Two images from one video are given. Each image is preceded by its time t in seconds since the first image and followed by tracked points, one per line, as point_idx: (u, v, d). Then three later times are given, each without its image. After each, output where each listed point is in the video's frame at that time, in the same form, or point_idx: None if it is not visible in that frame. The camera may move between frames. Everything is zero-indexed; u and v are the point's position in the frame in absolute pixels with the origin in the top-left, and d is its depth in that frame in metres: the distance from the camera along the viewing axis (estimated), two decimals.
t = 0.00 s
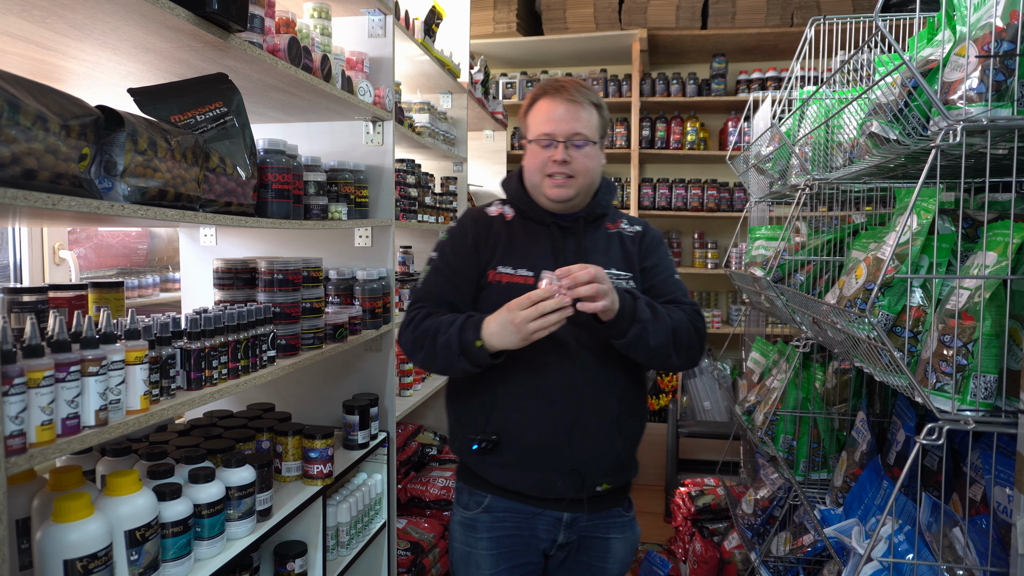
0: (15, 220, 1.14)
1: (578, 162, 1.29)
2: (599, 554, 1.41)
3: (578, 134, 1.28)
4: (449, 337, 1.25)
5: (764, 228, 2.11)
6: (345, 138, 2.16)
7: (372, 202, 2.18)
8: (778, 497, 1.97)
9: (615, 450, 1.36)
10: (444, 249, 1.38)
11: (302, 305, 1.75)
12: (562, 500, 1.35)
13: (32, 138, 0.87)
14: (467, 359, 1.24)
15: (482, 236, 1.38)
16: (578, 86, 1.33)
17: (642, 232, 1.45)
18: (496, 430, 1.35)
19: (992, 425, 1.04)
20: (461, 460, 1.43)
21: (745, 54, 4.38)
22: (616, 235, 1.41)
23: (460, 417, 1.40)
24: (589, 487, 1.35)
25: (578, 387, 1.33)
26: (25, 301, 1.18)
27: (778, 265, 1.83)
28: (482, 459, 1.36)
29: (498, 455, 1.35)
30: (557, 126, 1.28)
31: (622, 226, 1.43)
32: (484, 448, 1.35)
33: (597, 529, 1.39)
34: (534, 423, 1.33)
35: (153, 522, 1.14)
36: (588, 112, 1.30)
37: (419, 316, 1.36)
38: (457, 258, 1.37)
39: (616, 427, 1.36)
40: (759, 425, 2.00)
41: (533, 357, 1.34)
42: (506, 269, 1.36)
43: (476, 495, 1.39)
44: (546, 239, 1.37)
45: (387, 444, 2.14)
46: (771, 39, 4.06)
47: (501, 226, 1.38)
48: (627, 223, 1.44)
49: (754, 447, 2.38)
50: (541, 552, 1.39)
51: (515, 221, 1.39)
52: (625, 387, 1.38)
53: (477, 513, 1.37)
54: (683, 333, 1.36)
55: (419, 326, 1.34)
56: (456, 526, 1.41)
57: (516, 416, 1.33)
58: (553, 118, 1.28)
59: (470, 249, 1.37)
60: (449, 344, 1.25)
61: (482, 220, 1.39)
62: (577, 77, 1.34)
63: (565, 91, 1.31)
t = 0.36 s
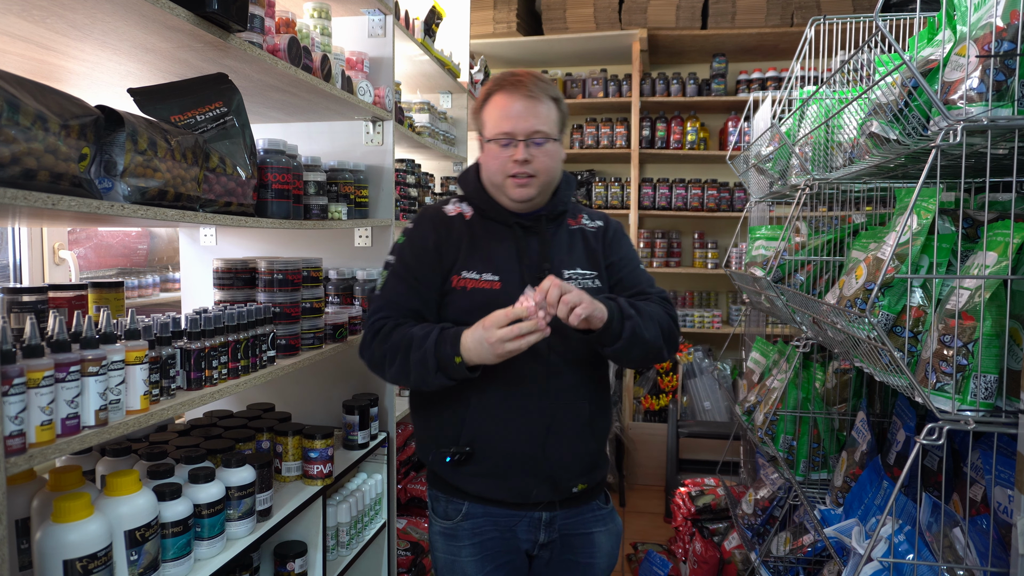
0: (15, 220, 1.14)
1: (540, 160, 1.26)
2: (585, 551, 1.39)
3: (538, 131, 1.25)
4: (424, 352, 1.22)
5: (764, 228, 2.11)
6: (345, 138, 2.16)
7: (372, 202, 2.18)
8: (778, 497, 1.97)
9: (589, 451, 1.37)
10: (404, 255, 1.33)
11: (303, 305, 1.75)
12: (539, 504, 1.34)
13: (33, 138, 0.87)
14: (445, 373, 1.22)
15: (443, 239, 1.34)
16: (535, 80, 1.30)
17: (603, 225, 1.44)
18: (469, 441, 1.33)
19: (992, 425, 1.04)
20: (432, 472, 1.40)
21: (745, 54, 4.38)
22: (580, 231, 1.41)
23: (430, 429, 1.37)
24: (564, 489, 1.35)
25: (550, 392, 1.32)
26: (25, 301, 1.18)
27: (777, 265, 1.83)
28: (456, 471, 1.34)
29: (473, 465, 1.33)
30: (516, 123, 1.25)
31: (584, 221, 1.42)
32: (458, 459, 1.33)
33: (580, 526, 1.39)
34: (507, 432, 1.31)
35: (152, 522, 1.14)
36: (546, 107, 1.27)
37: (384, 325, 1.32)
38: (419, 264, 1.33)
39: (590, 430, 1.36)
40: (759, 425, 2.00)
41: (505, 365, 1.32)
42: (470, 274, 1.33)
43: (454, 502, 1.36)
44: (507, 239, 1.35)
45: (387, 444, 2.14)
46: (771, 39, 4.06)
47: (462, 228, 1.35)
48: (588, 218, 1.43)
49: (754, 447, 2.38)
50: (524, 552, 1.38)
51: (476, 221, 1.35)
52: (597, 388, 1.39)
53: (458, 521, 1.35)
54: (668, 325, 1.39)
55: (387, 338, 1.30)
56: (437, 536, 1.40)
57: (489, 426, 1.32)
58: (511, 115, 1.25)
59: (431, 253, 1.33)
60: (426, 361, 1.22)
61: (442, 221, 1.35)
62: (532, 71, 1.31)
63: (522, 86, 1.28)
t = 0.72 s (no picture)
0: (14, 220, 1.14)
1: (521, 158, 1.33)
2: (598, 544, 1.43)
3: (516, 129, 1.31)
4: (435, 368, 1.22)
5: (764, 228, 2.11)
6: (346, 138, 2.16)
7: (372, 202, 2.18)
8: (778, 497, 1.97)
9: (589, 447, 1.41)
10: (397, 261, 1.37)
11: (303, 305, 1.75)
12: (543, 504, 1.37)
13: (32, 138, 0.87)
14: (454, 387, 1.22)
15: (434, 243, 1.39)
16: (507, 76, 1.35)
17: (589, 221, 1.53)
18: (473, 448, 1.35)
19: (992, 425, 1.03)
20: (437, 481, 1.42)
21: (745, 54, 4.37)
22: (567, 227, 1.49)
23: (432, 439, 1.39)
24: (568, 487, 1.38)
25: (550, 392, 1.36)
26: (25, 301, 1.18)
27: (777, 265, 1.83)
28: (462, 477, 1.36)
29: (478, 471, 1.35)
30: (493, 122, 1.31)
31: (570, 217, 1.50)
32: (463, 467, 1.35)
33: (592, 518, 1.43)
34: (510, 436, 1.34)
35: (153, 522, 1.14)
36: (522, 102, 1.33)
37: (383, 337, 1.31)
38: (412, 268, 1.37)
39: (590, 427, 1.41)
40: (759, 425, 2.00)
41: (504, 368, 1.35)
42: (464, 279, 1.37)
43: (459, 506, 1.39)
44: (497, 238, 1.41)
45: (387, 444, 2.14)
46: (771, 39, 4.06)
47: (452, 232, 1.40)
48: (574, 213, 1.51)
49: (754, 447, 2.38)
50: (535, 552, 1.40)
51: (464, 222, 1.42)
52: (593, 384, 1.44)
53: (463, 525, 1.38)
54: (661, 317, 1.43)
55: (388, 351, 1.29)
56: (443, 540, 1.43)
57: (492, 432, 1.34)
58: (488, 115, 1.31)
59: (424, 257, 1.37)
60: (435, 376, 1.22)
61: (430, 225, 1.40)
62: (505, 66, 1.36)
63: (496, 84, 1.33)
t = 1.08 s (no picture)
0: (15, 220, 1.14)
1: (561, 157, 1.27)
2: (612, 558, 1.42)
3: (559, 128, 1.26)
4: (462, 360, 1.20)
5: (764, 228, 2.11)
6: (345, 138, 2.16)
7: (372, 202, 2.18)
8: (778, 497, 1.97)
9: (621, 450, 1.37)
10: (426, 258, 1.31)
11: (302, 305, 1.75)
12: (571, 507, 1.34)
13: (32, 138, 0.87)
14: (481, 380, 1.21)
15: (465, 242, 1.33)
16: (553, 78, 1.31)
17: (621, 226, 1.46)
18: (503, 445, 1.32)
19: (992, 425, 1.03)
20: (462, 478, 1.39)
21: (745, 54, 4.38)
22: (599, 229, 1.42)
23: (460, 435, 1.36)
24: (598, 491, 1.35)
25: (582, 391, 1.33)
26: (25, 301, 1.18)
27: (777, 265, 1.83)
28: (489, 475, 1.33)
29: (506, 470, 1.32)
30: (536, 120, 1.25)
31: (603, 221, 1.44)
32: (492, 464, 1.32)
33: (611, 532, 1.40)
34: (541, 434, 1.30)
35: (153, 522, 1.14)
36: (565, 104, 1.28)
37: (410, 330, 1.28)
38: (442, 267, 1.31)
39: (622, 429, 1.36)
40: (759, 425, 2.00)
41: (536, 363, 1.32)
42: (495, 274, 1.32)
43: (484, 509, 1.36)
44: (530, 237, 1.35)
45: (387, 444, 2.14)
46: (771, 39, 4.06)
47: (483, 229, 1.34)
48: (606, 217, 1.45)
49: (754, 447, 2.38)
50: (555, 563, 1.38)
51: (497, 222, 1.35)
52: (625, 384, 1.40)
53: (487, 529, 1.35)
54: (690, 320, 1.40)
55: (415, 346, 1.26)
56: (464, 543, 1.39)
57: (523, 429, 1.31)
58: (531, 112, 1.26)
59: (455, 255, 1.31)
60: (463, 368, 1.20)
61: (462, 224, 1.34)
62: (551, 70, 1.32)
63: (540, 84, 1.29)
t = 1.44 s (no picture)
0: (14, 220, 1.14)
1: (599, 158, 1.33)
2: (628, 560, 1.46)
3: (598, 129, 1.33)
4: (493, 346, 1.23)
5: (764, 228, 2.11)
6: (345, 138, 2.16)
7: (372, 202, 2.18)
8: (778, 497, 1.97)
9: (651, 453, 1.41)
10: (463, 255, 1.38)
11: (302, 305, 1.75)
12: (601, 508, 1.38)
13: (32, 138, 0.87)
14: (512, 365, 1.23)
15: (502, 240, 1.40)
16: (596, 82, 1.39)
17: (655, 234, 1.55)
18: (535, 443, 1.35)
19: (992, 425, 1.04)
20: (491, 476, 1.41)
21: (745, 54, 4.38)
22: (634, 235, 1.50)
23: (492, 433, 1.39)
24: (626, 492, 1.39)
25: (616, 394, 1.37)
26: (25, 301, 1.18)
27: (777, 265, 1.83)
28: (520, 474, 1.36)
29: (537, 468, 1.36)
30: (577, 120, 1.33)
31: (638, 228, 1.52)
32: (524, 462, 1.34)
33: (630, 534, 1.44)
34: (574, 433, 1.35)
35: (153, 522, 1.14)
36: (607, 107, 1.36)
37: (446, 320, 1.34)
38: (477, 262, 1.38)
39: (652, 431, 1.41)
40: (759, 425, 2.00)
41: (568, 362, 1.36)
42: (532, 273, 1.37)
43: (510, 506, 1.39)
44: (567, 239, 1.40)
45: (387, 444, 2.14)
46: (771, 39, 4.06)
47: (520, 229, 1.40)
48: (642, 225, 1.53)
49: (754, 447, 2.38)
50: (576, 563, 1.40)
51: (535, 223, 1.42)
52: (655, 388, 1.43)
53: (511, 526, 1.39)
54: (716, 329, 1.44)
55: (448, 335, 1.32)
56: (487, 539, 1.43)
57: (557, 428, 1.35)
58: (573, 113, 1.34)
59: (492, 252, 1.38)
60: (493, 353, 1.23)
61: (500, 223, 1.41)
62: (594, 76, 1.41)
63: (583, 88, 1.37)
